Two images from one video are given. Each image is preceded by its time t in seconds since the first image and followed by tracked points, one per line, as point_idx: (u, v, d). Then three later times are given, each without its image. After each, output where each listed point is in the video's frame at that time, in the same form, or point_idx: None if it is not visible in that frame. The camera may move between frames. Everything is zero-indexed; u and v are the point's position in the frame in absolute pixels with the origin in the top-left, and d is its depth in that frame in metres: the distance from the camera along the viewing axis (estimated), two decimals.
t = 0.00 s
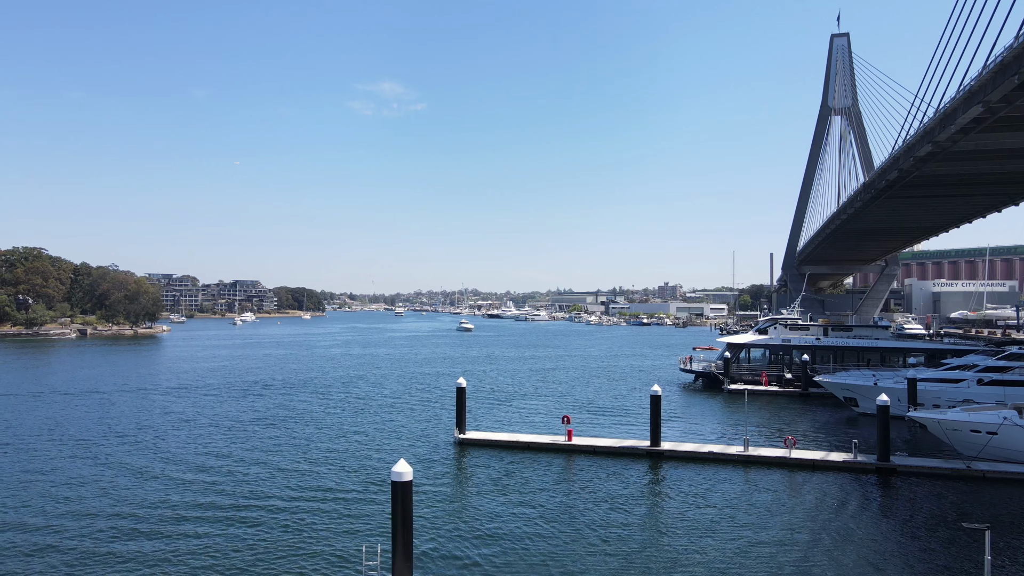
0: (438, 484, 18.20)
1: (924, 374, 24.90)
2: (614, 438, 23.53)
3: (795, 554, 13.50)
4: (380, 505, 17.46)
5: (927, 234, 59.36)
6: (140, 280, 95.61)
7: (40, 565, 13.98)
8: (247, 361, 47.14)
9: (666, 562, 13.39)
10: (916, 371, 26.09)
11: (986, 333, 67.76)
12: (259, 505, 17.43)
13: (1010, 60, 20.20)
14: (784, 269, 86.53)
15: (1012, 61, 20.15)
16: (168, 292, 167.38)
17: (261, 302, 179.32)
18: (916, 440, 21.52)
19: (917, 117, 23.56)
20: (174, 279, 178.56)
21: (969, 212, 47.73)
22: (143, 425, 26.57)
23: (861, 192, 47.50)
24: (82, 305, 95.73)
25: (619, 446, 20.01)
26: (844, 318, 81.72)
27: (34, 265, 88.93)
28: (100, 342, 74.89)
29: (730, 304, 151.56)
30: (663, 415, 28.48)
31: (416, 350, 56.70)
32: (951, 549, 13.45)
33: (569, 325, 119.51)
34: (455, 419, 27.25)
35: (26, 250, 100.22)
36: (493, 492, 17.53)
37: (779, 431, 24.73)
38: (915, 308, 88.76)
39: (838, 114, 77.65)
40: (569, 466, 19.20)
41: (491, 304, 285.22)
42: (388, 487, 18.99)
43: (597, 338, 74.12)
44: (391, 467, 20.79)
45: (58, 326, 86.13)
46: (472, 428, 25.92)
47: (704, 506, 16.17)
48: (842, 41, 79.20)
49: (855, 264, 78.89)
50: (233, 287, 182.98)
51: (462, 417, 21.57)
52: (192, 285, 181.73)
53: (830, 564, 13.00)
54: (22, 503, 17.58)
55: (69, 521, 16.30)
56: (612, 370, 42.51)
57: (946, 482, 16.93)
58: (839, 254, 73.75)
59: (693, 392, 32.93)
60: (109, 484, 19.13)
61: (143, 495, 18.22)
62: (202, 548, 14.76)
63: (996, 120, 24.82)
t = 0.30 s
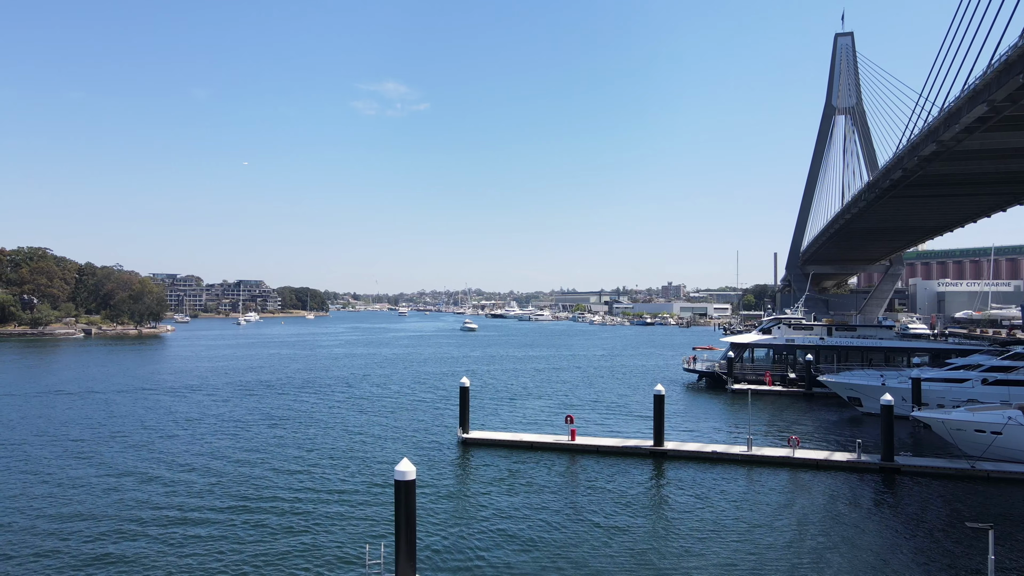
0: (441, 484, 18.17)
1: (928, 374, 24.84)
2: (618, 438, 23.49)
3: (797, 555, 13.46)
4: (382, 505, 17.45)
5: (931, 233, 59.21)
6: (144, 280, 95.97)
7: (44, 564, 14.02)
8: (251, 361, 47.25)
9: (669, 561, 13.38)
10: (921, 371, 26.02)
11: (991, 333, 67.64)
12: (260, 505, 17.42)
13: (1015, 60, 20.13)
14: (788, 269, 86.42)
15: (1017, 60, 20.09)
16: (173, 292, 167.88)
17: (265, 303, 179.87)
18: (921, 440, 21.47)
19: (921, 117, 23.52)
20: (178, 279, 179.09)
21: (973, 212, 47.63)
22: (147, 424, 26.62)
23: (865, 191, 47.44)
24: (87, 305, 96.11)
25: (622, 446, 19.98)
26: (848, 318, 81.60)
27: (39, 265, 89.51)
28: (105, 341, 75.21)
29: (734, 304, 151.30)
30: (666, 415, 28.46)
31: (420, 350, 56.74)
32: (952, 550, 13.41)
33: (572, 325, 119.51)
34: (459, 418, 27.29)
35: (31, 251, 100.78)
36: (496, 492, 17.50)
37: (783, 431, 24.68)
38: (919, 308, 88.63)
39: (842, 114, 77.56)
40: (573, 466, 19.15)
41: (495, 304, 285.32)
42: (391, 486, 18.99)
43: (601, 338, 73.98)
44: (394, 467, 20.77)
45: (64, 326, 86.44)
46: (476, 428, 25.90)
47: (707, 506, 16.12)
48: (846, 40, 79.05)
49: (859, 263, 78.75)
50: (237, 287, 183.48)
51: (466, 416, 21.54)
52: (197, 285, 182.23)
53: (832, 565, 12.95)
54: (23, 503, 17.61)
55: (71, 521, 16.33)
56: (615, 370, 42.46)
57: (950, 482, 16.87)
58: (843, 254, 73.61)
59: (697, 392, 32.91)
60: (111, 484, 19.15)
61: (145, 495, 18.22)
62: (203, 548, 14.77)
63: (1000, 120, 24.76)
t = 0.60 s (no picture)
0: (444, 484, 18.14)
1: (932, 373, 24.80)
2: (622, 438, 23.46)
3: (800, 556, 13.39)
4: (385, 505, 17.44)
5: (936, 233, 59.06)
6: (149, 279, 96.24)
7: (51, 564, 14.07)
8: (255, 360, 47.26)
9: (672, 562, 13.34)
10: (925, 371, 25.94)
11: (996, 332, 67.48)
12: (263, 505, 17.43)
13: (1020, 59, 20.06)
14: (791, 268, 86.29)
15: (1022, 59, 20.03)
16: (177, 292, 168.09)
17: (268, 302, 180.14)
18: (925, 440, 21.40)
19: (925, 116, 23.48)
20: (182, 278, 179.40)
21: (978, 211, 47.54)
22: (150, 424, 26.65)
23: (870, 191, 47.37)
24: (91, 305, 96.34)
25: (625, 446, 19.92)
26: (852, 318, 81.56)
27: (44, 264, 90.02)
28: (109, 341, 75.40)
29: (739, 304, 151.00)
30: (670, 415, 28.42)
31: (424, 350, 56.75)
32: (957, 550, 13.36)
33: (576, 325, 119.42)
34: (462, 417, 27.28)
35: (36, 251, 101.11)
36: (498, 492, 17.48)
37: (787, 431, 24.62)
38: (924, 308, 88.48)
39: (846, 113, 77.45)
40: (575, 467, 19.11)
41: (498, 304, 285.30)
42: (394, 487, 18.97)
43: (604, 337, 73.82)
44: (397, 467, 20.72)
45: (69, 325, 86.68)
46: (479, 428, 25.89)
47: (710, 507, 16.06)
48: (850, 39, 78.89)
49: (863, 263, 78.61)
50: (241, 287, 183.71)
51: (469, 416, 21.48)
52: (201, 284, 182.54)
53: (835, 566, 12.91)
54: (25, 504, 17.61)
55: (75, 521, 16.35)
56: (619, 370, 42.39)
57: (955, 482, 16.82)
58: (848, 254, 73.47)
59: (700, 392, 32.87)
60: (115, 485, 19.16)
61: (148, 495, 18.21)
62: (204, 549, 14.76)
63: (1005, 119, 24.68)
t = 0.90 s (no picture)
0: (448, 484, 18.10)
1: (937, 373, 24.73)
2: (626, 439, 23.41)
3: (804, 556, 13.37)
4: (389, 505, 17.45)
5: (940, 233, 58.99)
6: (152, 279, 96.53)
7: (57, 563, 14.14)
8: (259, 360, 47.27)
9: (676, 562, 13.33)
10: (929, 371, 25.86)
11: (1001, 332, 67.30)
12: (267, 506, 17.38)
13: None
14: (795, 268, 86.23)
15: None
16: (181, 292, 168.33)
17: (272, 302, 180.46)
18: (930, 440, 21.32)
19: (930, 116, 23.45)
20: (187, 278, 179.76)
21: (982, 211, 47.51)
22: (153, 424, 26.62)
23: (873, 191, 47.37)
24: (96, 304, 96.57)
25: (629, 445, 19.85)
26: (856, 318, 81.37)
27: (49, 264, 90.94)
28: (114, 340, 75.58)
29: (742, 304, 150.76)
30: (674, 415, 28.34)
31: (427, 350, 56.66)
32: (961, 550, 13.33)
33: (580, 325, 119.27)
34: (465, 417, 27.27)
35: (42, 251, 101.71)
36: (503, 493, 17.44)
37: (790, 431, 24.55)
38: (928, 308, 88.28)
39: (850, 113, 77.42)
40: (579, 466, 19.08)
41: (502, 304, 285.36)
42: (398, 487, 18.95)
43: (608, 337, 73.66)
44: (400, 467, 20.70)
45: (73, 325, 87.01)
46: (483, 427, 25.86)
47: (715, 508, 16.02)
48: (854, 38, 78.79)
49: (867, 263, 78.53)
50: (245, 287, 183.95)
51: (472, 415, 21.42)
52: (205, 284, 182.85)
53: (839, 566, 12.90)
54: (27, 505, 17.53)
55: (78, 523, 16.31)
56: (623, 370, 42.32)
57: (959, 482, 16.74)
58: (852, 254, 73.43)
59: (704, 391, 32.84)
60: (118, 485, 19.10)
61: (151, 496, 18.16)
62: (208, 549, 14.72)
63: (1010, 119, 24.64)
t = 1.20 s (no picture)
0: (451, 486, 18.09)
1: (942, 374, 24.64)
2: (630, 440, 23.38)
3: (808, 558, 13.39)
4: (392, 506, 17.48)
5: (945, 233, 58.90)
6: (157, 279, 96.82)
7: (64, 563, 14.22)
8: (264, 361, 47.34)
9: (679, 564, 13.35)
10: (935, 372, 25.77)
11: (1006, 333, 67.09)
12: (270, 507, 17.38)
13: None
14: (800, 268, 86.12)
15: None
16: (185, 292, 168.63)
17: (276, 302, 180.73)
18: (935, 442, 21.21)
19: (935, 116, 23.43)
20: (191, 279, 180.14)
21: (987, 211, 47.44)
22: (156, 425, 26.64)
23: (878, 191, 47.39)
24: (101, 305, 96.88)
25: (633, 447, 19.78)
26: (859, 319, 81.24)
27: (54, 265, 91.97)
28: (118, 341, 75.77)
29: (746, 304, 150.40)
30: (678, 417, 28.26)
31: (431, 350, 56.70)
32: (966, 552, 13.30)
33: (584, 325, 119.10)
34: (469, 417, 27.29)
35: (47, 252, 102.52)
36: (507, 494, 17.45)
37: (795, 433, 24.47)
38: (933, 308, 88.01)
39: (855, 112, 77.34)
40: (584, 468, 19.07)
41: (506, 304, 285.39)
42: (401, 489, 18.94)
43: (611, 337, 73.49)
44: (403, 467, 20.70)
45: (78, 325, 87.25)
46: (487, 429, 25.83)
47: (718, 509, 16.04)
48: (858, 38, 78.72)
49: (872, 263, 78.46)
50: (249, 286, 184.43)
51: (476, 416, 21.38)
52: (209, 285, 183.30)
53: (843, 567, 12.91)
54: (29, 506, 17.53)
55: (84, 523, 16.36)
56: (626, 370, 42.25)
57: (964, 484, 16.67)
58: (856, 254, 73.36)
59: (708, 393, 32.78)
60: (121, 487, 19.11)
61: (154, 498, 18.16)
62: (215, 550, 14.80)
63: (1015, 119, 24.63)
